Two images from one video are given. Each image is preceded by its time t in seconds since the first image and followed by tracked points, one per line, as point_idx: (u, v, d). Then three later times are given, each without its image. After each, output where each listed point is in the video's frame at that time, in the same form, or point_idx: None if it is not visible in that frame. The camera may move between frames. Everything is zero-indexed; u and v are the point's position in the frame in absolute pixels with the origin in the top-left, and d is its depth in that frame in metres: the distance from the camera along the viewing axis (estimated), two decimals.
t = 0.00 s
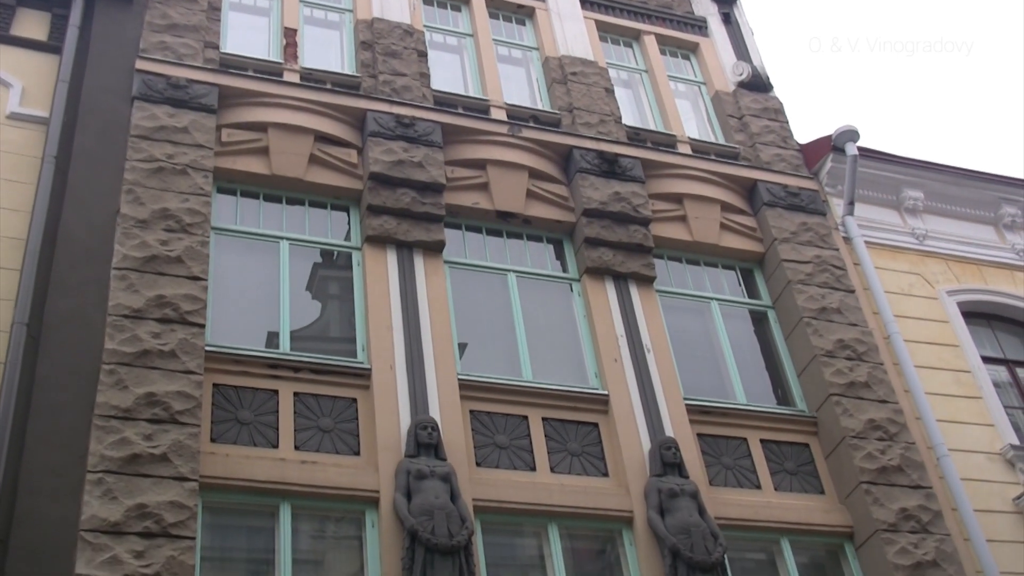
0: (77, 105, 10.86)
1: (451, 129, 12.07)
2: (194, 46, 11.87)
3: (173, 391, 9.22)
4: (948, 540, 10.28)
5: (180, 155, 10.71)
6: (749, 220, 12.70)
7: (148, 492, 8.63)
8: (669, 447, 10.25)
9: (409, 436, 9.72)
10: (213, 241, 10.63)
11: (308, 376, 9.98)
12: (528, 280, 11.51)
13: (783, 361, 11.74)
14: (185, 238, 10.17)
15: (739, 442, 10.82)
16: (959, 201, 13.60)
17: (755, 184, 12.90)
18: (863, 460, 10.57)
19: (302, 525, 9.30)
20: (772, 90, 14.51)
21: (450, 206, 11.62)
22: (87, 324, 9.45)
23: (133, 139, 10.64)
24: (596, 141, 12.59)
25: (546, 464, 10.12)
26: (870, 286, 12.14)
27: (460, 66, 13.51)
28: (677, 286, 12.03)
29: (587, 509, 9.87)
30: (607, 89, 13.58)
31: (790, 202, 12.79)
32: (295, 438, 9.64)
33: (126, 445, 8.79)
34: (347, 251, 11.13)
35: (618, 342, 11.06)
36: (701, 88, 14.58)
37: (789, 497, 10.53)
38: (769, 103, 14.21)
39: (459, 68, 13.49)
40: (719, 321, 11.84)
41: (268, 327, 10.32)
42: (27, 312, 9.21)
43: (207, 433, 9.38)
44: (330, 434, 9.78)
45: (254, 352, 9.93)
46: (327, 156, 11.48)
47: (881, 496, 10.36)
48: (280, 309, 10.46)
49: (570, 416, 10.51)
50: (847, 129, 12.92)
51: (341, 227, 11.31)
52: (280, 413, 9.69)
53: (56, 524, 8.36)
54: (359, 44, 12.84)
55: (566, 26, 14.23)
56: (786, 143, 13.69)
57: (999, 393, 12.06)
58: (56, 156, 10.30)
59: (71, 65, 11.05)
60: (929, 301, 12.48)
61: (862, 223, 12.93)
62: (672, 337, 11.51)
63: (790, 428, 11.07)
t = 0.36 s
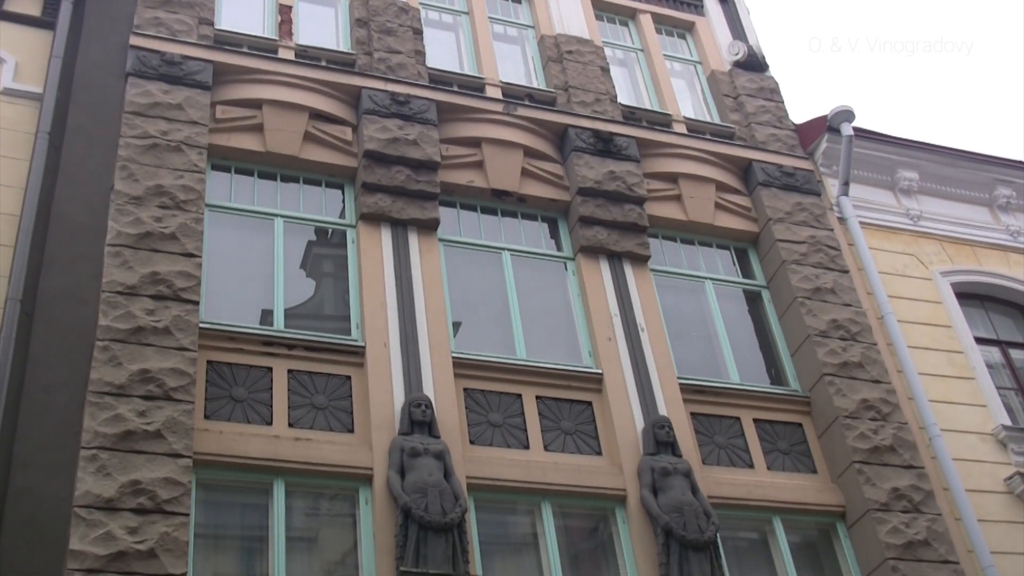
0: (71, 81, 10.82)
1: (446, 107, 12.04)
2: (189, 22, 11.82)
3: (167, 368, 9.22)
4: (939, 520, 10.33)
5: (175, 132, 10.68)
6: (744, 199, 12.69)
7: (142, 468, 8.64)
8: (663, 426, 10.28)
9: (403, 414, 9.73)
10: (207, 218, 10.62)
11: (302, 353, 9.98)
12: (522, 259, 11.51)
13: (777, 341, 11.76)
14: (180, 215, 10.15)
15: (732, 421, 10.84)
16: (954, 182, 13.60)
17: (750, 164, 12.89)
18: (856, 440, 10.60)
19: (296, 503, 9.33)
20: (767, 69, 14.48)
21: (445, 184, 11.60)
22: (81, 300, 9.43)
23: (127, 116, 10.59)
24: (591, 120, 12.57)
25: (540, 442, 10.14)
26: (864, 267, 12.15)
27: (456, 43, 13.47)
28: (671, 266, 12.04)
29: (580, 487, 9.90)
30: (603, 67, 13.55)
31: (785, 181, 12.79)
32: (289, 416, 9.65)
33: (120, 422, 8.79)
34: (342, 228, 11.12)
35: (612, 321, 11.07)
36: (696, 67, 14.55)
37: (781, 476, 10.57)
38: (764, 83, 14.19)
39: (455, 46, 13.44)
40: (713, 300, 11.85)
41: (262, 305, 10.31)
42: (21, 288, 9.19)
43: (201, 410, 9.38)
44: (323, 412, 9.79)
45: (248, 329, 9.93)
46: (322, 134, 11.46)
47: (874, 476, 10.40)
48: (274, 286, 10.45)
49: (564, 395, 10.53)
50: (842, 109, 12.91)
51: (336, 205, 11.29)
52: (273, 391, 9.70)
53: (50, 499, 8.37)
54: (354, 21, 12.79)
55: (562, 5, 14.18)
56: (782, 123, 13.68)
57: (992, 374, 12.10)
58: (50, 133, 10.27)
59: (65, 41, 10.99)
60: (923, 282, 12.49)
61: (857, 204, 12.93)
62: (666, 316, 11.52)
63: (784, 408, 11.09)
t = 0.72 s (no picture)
0: (64, 59, 10.77)
1: (441, 86, 12.01)
2: None
3: (160, 346, 9.23)
4: (931, 501, 10.37)
5: (168, 110, 10.65)
6: (738, 179, 12.68)
7: (135, 446, 8.65)
8: (656, 405, 10.30)
9: (396, 393, 9.74)
10: (201, 196, 10.60)
11: (295, 332, 9.98)
12: (516, 239, 11.50)
13: (770, 322, 11.78)
14: (173, 193, 10.13)
15: (725, 401, 10.87)
16: (949, 163, 13.58)
17: (745, 144, 12.88)
18: (848, 420, 10.63)
19: (289, 481, 9.37)
20: (763, 50, 14.45)
21: (440, 164, 11.58)
22: (74, 278, 9.41)
23: (120, 94, 10.56)
24: (587, 99, 12.54)
25: (533, 421, 10.15)
26: (858, 248, 12.16)
27: (451, 22, 13.42)
28: (665, 246, 12.03)
29: (573, 466, 9.93)
30: (598, 47, 13.51)
31: (780, 162, 12.78)
32: (283, 394, 9.66)
33: (114, 400, 8.80)
34: (336, 207, 11.10)
35: (606, 301, 11.08)
36: (692, 47, 14.51)
37: (774, 456, 10.60)
38: (760, 63, 14.16)
39: (450, 24, 13.39)
40: (707, 281, 11.85)
41: (256, 284, 10.30)
42: (14, 266, 9.18)
43: (195, 389, 9.39)
44: (317, 390, 9.81)
45: (242, 308, 9.93)
46: (316, 112, 11.43)
47: (866, 456, 10.43)
48: (268, 265, 10.44)
49: (558, 374, 10.54)
50: (837, 90, 12.89)
51: (330, 184, 11.27)
52: (267, 369, 9.70)
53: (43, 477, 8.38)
54: None
55: None
56: (777, 104, 13.65)
57: (984, 355, 12.12)
58: (43, 110, 10.24)
59: (58, 18, 10.95)
60: (917, 263, 12.50)
61: (851, 185, 12.93)
62: (660, 296, 11.53)
63: (777, 388, 11.12)
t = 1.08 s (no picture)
0: (59, 33, 10.72)
1: (436, 62, 11.98)
2: None
3: (154, 322, 9.22)
4: (923, 479, 10.42)
5: (163, 85, 10.62)
6: (734, 158, 12.68)
7: (130, 421, 8.66)
8: (650, 383, 10.31)
9: (391, 369, 9.75)
10: (196, 172, 10.58)
11: (290, 308, 9.98)
12: (511, 216, 11.49)
13: (765, 301, 11.79)
14: (168, 169, 10.11)
15: (720, 379, 10.89)
16: (944, 143, 13.58)
17: (741, 122, 12.87)
18: (842, 398, 10.65)
19: (284, 457, 9.39)
20: (760, 28, 14.40)
21: (435, 140, 11.56)
22: (69, 253, 9.38)
23: (115, 69, 10.52)
24: (583, 77, 12.52)
25: (527, 398, 10.17)
26: (853, 227, 12.16)
27: None
28: (661, 224, 12.03)
29: (567, 443, 9.96)
30: (594, 24, 13.47)
31: (776, 141, 12.77)
32: (277, 370, 9.67)
33: (108, 375, 8.80)
34: (331, 183, 11.08)
35: (601, 278, 11.08)
36: (688, 25, 14.46)
37: (768, 434, 10.63)
38: (756, 42, 14.12)
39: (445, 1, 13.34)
40: (702, 259, 11.86)
41: (251, 260, 10.29)
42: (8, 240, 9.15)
43: (189, 364, 9.39)
44: (312, 366, 9.81)
45: (236, 284, 9.92)
46: (311, 89, 11.40)
47: (859, 434, 10.46)
48: (262, 241, 10.43)
49: (552, 351, 10.55)
50: (834, 69, 12.87)
51: (325, 160, 11.25)
52: (261, 345, 9.71)
53: (37, 452, 8.36)
54: None
55: None
56: (773, 82, 13.63)
57: (978, 335, 12.15)
58: (37, 85, 10.17)
59: None
60: (911, 243, 12.51)
61: (846, 164, 12.92)
62: (655, 274, 11.54)
63: (771, 367, 11.14)
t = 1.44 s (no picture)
0: (54, 5, 10.66)
1: (434, 36, 11.94)
2: None
3: (150, 295, 9.22)
4: (917, 456, 10.47)
5: (159, 58, 10.59)
6: (731, 134, 12.66)
7: (126, 394, 8.67)
8: (646, 358, 10.32)
9: (387, 343, 9.75)
10: (192, 146, 10.56)
11: (286, 282, 9.98)
12: (508, 191, 11.48)
13: (761, 277, 11.80)
14: (164, 141, 10.11)
15: (715, 355, 10.90)
16: (942, 120, 13.56)
17: (739, 98, 12.84)
18: (837, 375, 10.67)
19: (279, 430, 9.41)
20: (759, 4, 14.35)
21: (432, 115, 11.54)
22: (65, 225, 9.36)
23: (110, 41, 10.50)
24: (580, 51, 12.48)
25: (523, 373, 10.19)
26: (850, 203, 12.15)
27: None
28: (658, 200, 12.02)
29: (563, 418, 9.99)
30: None
31: (774, 117, 12.75)
32: (273, 343, 9.68)
33: (104, 348, 8.80)
34: (328, 157, 11.06)
35: (597, 254, 11.08)
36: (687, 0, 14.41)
37: (763, 410, 10.66)
38: (755, 18, 14.07)
39: None
40: (698, 235, 11.86)
41: (247, 234, 10.28)
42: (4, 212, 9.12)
43: (185, 337, 9.40)
44: (308, 340, 9.82)
45: (232, 258, 9.91)
46: (308, 62, 11.36)
47: (854, 411, 10.49)
48: (259, 215, 10.42)
49: (548, 326, 10.56)
50: (833, 45, 12.83)
51: (321, 134, 11.23)
52: (257, 319, 9.71)
53: (35, 420, 8.35)
54: None
55: None
56: (771, 59, 13.59)
57: (974, 313, 12.16)
58: (32, 57, 10.13)
59: None
60: (909, 220, 12.51)
61: (844, 141, 12.90)
62: (652, 250, 11.54)
63: (766, 343, 11.15)
